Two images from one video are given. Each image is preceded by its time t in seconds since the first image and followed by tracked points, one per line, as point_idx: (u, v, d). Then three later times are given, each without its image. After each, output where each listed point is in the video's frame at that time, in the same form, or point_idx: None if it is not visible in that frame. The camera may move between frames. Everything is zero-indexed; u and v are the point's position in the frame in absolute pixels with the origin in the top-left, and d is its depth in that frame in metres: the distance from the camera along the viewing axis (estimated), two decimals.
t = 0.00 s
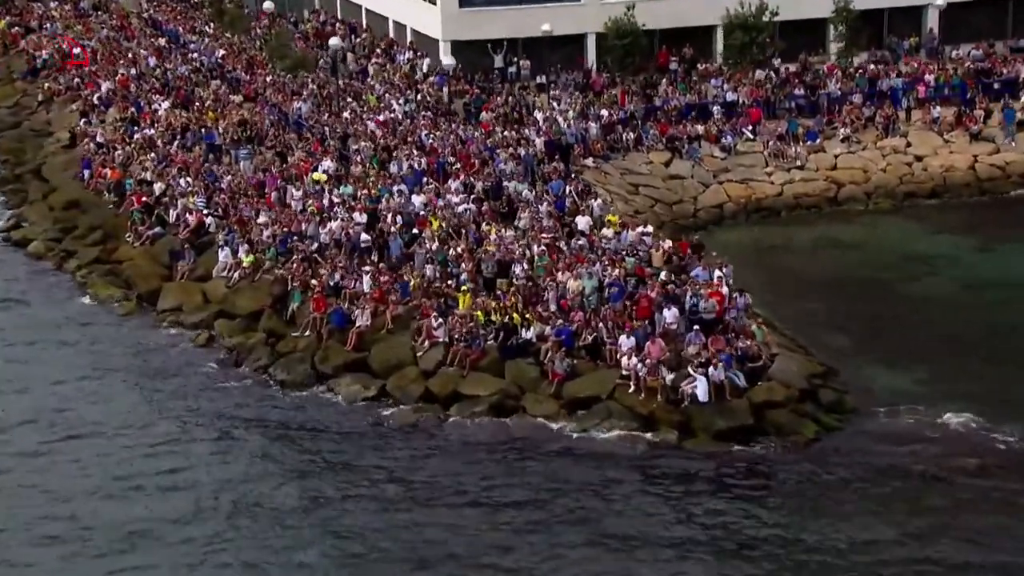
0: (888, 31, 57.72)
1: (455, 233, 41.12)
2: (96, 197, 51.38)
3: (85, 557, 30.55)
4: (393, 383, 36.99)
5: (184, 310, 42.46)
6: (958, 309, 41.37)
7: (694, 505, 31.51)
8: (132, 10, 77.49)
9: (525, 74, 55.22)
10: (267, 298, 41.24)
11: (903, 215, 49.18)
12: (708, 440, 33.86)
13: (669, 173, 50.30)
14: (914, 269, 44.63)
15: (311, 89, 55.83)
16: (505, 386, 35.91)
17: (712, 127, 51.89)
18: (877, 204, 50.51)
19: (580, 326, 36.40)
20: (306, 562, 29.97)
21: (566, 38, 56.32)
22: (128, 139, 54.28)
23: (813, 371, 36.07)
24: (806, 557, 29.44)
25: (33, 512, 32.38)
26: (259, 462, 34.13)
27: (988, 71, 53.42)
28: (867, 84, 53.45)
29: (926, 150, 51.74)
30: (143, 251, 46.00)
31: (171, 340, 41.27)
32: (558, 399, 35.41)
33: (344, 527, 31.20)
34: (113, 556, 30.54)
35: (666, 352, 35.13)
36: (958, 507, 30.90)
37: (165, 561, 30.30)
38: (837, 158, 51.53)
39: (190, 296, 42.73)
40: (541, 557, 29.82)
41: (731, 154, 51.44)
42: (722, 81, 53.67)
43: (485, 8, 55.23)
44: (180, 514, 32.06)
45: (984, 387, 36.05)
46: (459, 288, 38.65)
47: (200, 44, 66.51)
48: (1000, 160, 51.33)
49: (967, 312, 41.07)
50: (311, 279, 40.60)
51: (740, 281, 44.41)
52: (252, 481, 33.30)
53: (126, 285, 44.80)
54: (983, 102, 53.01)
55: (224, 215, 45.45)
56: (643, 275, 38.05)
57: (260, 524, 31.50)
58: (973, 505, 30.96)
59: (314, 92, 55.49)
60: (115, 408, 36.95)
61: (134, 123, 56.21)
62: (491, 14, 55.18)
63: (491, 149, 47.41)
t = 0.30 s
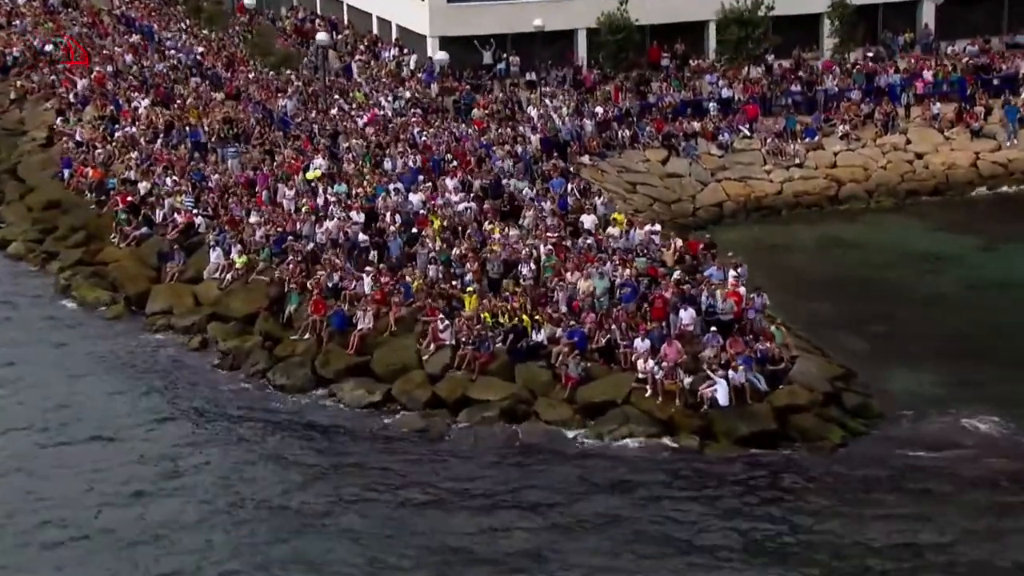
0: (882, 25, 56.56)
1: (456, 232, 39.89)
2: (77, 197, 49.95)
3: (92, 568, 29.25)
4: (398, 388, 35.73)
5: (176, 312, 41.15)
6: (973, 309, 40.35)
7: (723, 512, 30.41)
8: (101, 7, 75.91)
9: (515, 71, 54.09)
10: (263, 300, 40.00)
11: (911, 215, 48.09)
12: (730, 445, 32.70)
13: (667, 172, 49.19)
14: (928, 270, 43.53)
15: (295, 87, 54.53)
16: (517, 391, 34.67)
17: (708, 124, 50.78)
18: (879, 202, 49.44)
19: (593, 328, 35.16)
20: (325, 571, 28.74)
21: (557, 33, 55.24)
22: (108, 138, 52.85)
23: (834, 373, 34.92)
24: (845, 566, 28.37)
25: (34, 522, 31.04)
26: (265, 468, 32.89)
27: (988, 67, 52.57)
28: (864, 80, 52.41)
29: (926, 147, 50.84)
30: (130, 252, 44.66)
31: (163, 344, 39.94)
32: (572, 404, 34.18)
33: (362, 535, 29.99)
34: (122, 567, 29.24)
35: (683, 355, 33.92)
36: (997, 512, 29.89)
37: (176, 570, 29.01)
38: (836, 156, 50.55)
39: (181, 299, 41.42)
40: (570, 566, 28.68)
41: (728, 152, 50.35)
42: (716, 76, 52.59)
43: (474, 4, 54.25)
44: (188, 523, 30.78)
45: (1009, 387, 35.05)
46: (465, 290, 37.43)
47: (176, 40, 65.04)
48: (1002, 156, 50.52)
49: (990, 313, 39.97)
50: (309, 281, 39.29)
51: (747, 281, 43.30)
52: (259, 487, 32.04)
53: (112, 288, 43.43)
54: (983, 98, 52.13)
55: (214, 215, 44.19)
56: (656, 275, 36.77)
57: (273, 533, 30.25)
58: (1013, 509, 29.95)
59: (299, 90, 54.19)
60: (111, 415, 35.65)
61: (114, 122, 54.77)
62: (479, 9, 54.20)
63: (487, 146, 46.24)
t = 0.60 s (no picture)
0: (878, 22, 55.95)
1: (459, 231, 38.72)
2: (60, 199, 48.65)
3: None
4: (407, 394, 34.57)
5: (170, 316, 40.00)
6: (992, 310, 39.41)
7: (755, 518, 29.30)
8: (72, 4, 74.46)
9: (507, 67, 53.18)
10: (262, 303, 38.82)
11: (918, 216, 47.16)
12: (755, 451, 31.54)
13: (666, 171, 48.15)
14: (940, 272, 42.50)
15: (282, 85, 53.35)
16: (531, 396, 33.49)
17: (707, 122, 49.82)
18: (882, 201, 48.62)
19: (609, 331, 34.02)
20: None
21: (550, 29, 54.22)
22: (90, 135, 51.53)
23: (858, 377, 33.87)
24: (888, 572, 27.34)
25: (38, 539, 29.79)
26: (274, 482, 31.68)
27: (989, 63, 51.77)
28: (864, 77, 51.63)
29: (929, 145, 49.99)
30: (119, 255, 43.42)
31: (157, 350, 38.71)
32: (589, 409, 33.03)
33: (382, 548, 28.83)
34: None
35: (703, 359, 32.79)
36: None
37: None
38: (837, 154, 49.59)
39: (175, 302, 40.26)
40: None
41: (727, 151, 49.35)
42: (713, 73, 51.64)
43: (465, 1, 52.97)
44: (200, 538, 29.57)
45: None
46: (473, 291, 36.26)
47: (153, 37, 63.71)
48: (1007, 155, 49.73)
49: (1009, 316, 39.01)
50: (311, 283, 38.12)
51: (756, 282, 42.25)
52: (270, 504, 30.85)
53: (103, 292, 42.23)
54: (985, 95, 51.39)
55: (206, 217, 43.00)
56: (672, 275, 35.68)
57: (289, 547, 29.08)
58: None
59: (286, 87, 53.01)
60: (109, 428, 34.43)
61: (94, 121, 53.44)
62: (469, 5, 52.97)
63: (484, 144, 45.11)
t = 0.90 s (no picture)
0: (873, 20, 55.15)
1: (465, 233, 37.65)
2: (42, 201, 47.32)
3: None
4: (418, 400, 33.40)
5: (164, 320, 38.75)
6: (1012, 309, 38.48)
7: (792, 526, 28.20)
8: (40, 2, 73.02)
9: (497, 65, 52.15)
10: (260, 308, 37.56)
11: (923, 214, 46.20)
12: (785, 459, 30.35)
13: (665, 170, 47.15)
14: (952, 268, 41.48)
15: (267, 83, 52.14)
16: (548, 402, 32.34)
17: (705, 121, 48.84)
18: (886, 200, 47.74)
19: (628, 335, 32.94)
20: None
21: (542, 26, 53.20)
22: (71, 134, 50.17)
23: (884, 380, 32.85)
24: None
25: (44, 551, 28.50)
26: (286, 491, 30.46)
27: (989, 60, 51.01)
28: (862, 74, 50.71)
29: (930, 143, 49.16)
30: (108, 258, 42.19)
31: (153, 355, 37.44)
32: (608, 415, 31.88)
33: (406, 559, 27.68)
34: None
35: (726, 363, 31.70)
36: None
37: None
38: (838, 153, 48.70)
39: (169, 305, 39.02)
40: None
41: (726, 149, 48.38)
42: (709, 70, 50.71)
43: None
44: (214, 549, 28.34)
45: None
46: (483, 293, 35.13)
47: (128, 34, 62.34)
48: (1010, 153, 49.01)
49: None
50: (313, 286, 36.93)
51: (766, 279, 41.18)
52: (283, 513, 29.63)
53: (92, 296, 40.98)
54: (985, 93, 50.62)
55: (199, 219, 41.82)
56: (689, 276, 34.57)
57: (309, 557, 27.88)
58: None
59: (272, 86, 51.81)
60: (108, 434, 33.16)
61: (74, 121, 52.10)
62: (459, 5, 52.11)
63: (481, 142, 44.02)
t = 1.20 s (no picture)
0: (862, 17, 54.34)
1: (464, 232, 36.47)
2: (18, 201, 45.94)
3: None
4: (423, 406, 32.24)
5: (152, 323, 37.50)
6: None
7: (824, 535, 27.10)
8: None
9: (482, 62, 51.06)
10: (255, 311, 36.33)
11: (922, 213, 45.29)
12: (809, 465, 29.21)
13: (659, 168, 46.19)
14: (957, 268, 40.54)
15: (247, 81, 50.92)
16: (560, 407, 31.19)
17: (697, 118, 47.91)
18: (883, 199, 46.83)
19: (641, 337, 31.85)
20: None
21: (528, 22, 52.20)
22: (44, 132, 48.79)
23: (906, 383, 31.85)
24: None
25: (44, 560, 27.23)
26: (291, 499, 29.20)
27: (983, 56, 50.26)
28: (855, 70, 49.84)
29: (926, 141, 48.32)
30: (90, 260, 40.91)
31: (142, 359, 36.17)
32: (623, 420, 30.76)
33: (425, 566, 26.53)
34: None
35: (745, 367, 30.63)
36: None
37: None
38: (832, 150, 47.82)
39: (157, 308, 37.76)
40: None
41: (720, 147, 47.49)
42: (698, 66, 49.78)
43: None
44: (222, 557, 27.12)
45: None
46: (488, 295, 34.02)
47: (97, 28, 60.92)
48: (1007, 150, 48.12)
49: None
50: (309, 288, 35.75)
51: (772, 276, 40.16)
52: (289, 523, 28.37)
53: (75, 299, 39.66)
54: (980, 90, 49.83)
55: (185, 219, 40.72)
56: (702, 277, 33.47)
57: (323, 565, 26.69)
58: None
59: (252, 83, 50.61)
60: (101, 442, 31.87)
61: (47, 119, 50.71)
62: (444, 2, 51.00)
63: (473, 139, 42.92)
